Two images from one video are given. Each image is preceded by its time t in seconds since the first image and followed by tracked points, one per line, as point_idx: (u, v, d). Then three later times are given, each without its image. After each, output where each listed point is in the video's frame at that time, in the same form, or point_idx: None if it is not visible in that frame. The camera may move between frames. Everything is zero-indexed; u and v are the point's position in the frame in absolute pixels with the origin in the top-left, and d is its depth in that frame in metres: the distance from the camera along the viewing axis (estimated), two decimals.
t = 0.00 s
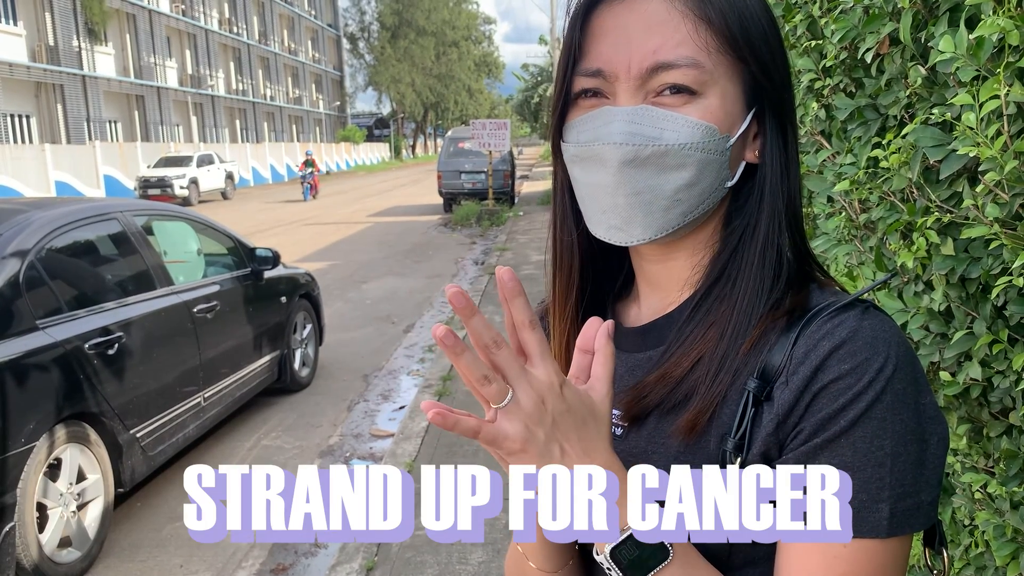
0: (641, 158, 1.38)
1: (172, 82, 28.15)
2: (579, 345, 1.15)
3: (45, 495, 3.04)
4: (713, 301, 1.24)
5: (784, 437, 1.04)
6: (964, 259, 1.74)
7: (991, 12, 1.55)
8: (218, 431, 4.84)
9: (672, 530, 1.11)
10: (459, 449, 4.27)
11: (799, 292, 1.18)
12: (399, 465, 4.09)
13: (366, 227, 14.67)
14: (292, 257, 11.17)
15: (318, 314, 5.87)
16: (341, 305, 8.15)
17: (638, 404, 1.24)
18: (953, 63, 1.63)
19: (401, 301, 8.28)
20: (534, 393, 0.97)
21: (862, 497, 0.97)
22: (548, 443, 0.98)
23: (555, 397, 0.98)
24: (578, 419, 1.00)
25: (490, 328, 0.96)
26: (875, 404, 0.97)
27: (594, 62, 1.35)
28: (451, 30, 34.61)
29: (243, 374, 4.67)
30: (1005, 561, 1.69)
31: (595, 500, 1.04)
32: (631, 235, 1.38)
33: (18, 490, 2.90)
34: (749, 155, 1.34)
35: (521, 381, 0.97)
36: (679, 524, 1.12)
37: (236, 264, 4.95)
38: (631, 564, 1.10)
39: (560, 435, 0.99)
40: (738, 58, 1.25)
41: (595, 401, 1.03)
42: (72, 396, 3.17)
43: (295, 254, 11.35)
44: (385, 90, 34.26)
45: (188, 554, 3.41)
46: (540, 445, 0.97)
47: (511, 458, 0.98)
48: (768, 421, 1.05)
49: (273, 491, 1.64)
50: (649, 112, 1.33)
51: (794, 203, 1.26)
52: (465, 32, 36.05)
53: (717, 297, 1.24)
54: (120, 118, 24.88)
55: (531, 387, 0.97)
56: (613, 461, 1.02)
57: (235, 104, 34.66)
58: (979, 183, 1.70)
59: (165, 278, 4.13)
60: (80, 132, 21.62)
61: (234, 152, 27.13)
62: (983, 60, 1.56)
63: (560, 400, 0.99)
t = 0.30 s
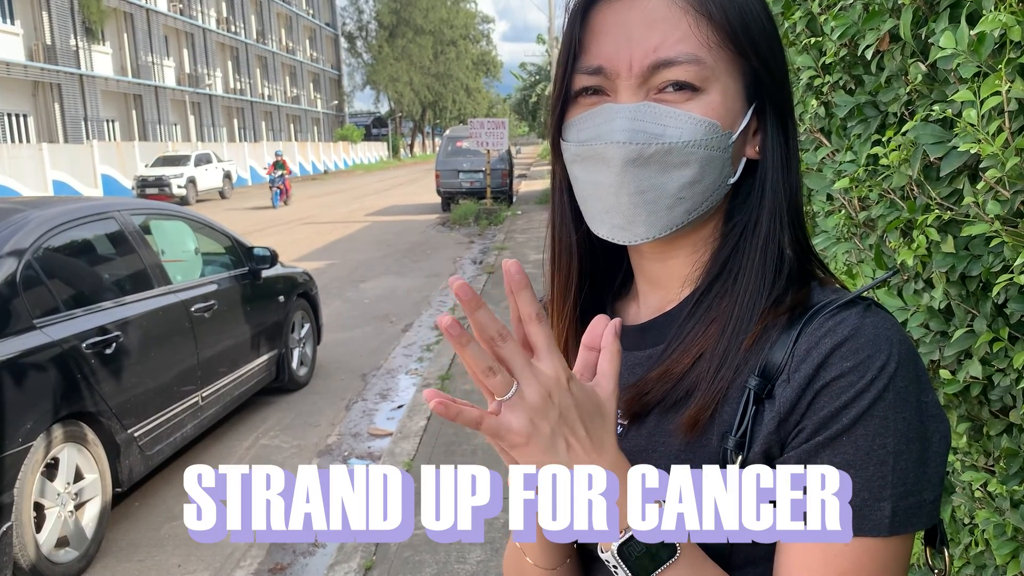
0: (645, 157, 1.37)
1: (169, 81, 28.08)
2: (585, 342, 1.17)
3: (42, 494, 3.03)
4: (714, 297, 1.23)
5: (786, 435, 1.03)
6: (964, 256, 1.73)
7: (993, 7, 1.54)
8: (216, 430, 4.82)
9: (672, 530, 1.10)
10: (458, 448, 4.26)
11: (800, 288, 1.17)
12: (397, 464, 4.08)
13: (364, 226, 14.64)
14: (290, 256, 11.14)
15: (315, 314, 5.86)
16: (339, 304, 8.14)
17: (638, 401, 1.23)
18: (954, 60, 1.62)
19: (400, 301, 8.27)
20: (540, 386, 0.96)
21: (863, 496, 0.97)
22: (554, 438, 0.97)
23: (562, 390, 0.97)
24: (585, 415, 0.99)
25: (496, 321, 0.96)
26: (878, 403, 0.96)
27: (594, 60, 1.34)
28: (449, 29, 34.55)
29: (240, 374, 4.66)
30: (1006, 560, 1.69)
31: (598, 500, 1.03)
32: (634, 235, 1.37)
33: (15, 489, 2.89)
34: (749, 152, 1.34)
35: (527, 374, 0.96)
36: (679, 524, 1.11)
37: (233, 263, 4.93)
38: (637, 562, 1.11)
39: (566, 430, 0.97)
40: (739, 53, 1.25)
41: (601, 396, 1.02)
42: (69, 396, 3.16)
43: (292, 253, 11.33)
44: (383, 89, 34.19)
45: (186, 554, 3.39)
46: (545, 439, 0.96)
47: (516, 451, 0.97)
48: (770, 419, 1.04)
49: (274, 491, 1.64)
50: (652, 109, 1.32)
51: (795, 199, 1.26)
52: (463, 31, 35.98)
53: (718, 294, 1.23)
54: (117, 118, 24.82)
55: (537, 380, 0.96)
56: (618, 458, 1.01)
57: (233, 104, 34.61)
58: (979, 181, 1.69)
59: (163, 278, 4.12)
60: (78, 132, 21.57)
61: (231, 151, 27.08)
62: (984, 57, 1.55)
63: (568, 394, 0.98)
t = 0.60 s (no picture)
0: (654, 159, 1.37)
1: (167, 83, 28.07)
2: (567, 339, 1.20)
3: (39, 497, 3.02)
4: (714, 297, 1.23)
5: (786, 438, 1.04)
6: (963, 258, 1.73)
7: (990, 9, 1.55)
8: (214, 432, 4.82)
9: (672, 530, 1.06)
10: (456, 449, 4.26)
11: (799, 289, 1.17)
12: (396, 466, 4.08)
13: (362, 227, 14.64)
14: (288, 258, 11.14)
15: (314, 315, 5.86)
16: (337, 306, 8.14)
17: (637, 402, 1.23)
18: (952, 61, 1.63)
19: (398, 302, 8.27)
20: (570, 420, 0.96)
21: (864, 499, 0.97)
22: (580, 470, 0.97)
23: (593, 422, 0.97)
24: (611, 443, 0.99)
25: (531, 359, 0.92)
26: (877, 406, 0.96)
27: (598, 62, 1.33)
28: (447, 31, 34.55)
29: (239, 375, 4.65)
30: (1005, 561, 1.69)
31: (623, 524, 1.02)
32: (642, 237, 1.37)
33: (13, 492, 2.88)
34: (747, 153, 1.34)
35: (558, 410, 0.95)
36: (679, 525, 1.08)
37: (231, 265, 4.93)
38: None
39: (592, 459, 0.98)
40: (741, 56, 1.25)
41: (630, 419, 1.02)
42: (67, 398, 3.15)
43: (290, 254, 11.33)
44: (381, 91, 34.19)
45: (184, 556, 3.39)
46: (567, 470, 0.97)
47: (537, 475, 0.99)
48: (769, 422, 1.04)
49: (273, 491, 1.64)
50: (660, 112, 1.31)
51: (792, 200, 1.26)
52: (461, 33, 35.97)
53: (716, 296, 1.23)
54: (115, 119, 24.82)
55: (566, 415, 0.96)
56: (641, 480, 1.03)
57: (231, 105, 34.62)
58: (978, 182, 1.70)
59: (161, 279, 4.11)
60: (75, 133, 21.55)
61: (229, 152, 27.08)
62: (983, 58, 1.56)
63: (598, 423, 0.98)
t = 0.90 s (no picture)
0: (642, 168, 1.38)
1: (167, 88, 28.11)
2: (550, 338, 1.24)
3: (39, 503, 3.01)
4: (712, 305, 1.23)
5: (786, 447, 1.03)
6: (964, 263, 1.73)
7: (991, 15, 1.55)
8: (214, 437, 4.80)
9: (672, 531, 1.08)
10: (456, 455, 4.25)
11: (797, 297, 1.17)
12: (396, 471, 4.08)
13: (362, 233, 14.63)
14: (288, 263, 11.14)
15: (314, 320, 5.85)
16: (337, 311, 8.14)
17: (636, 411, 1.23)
18: (953, 66, 1.63)
19: (398, 307, 8.27)
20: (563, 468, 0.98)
21: (864, 508, 0.97)
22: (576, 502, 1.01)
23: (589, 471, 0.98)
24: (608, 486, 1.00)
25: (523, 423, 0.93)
26: (876, 415, 0.96)
27: (589, 71, 1.34)
28: (446, 36, 34.62)
29: (238, 381, 4.65)
30: (1007, 567, 1.68)
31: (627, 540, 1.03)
32: (630, 246, 1.38)
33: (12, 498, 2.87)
34: (743, 161, 1.34)
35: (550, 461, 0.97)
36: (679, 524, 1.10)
37: (231, 270, 4.92)
38: None
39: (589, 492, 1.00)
40: (734, 65, 1.24)
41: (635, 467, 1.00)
42: (66, 404, 3.14)
43: (290, 259, 11.32)
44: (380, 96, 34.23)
45: (183, 562, 3.37)
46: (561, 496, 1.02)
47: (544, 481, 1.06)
48: (768, 430, 1.04)
49: (274, 491, 1.64)
50: (649, 122, 1.31)
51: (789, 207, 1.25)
52: (460, 38, 36.04)
53: (713, 305, 1.23)
54: (115, 125, 24.84)
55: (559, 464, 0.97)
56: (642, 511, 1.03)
57: (231, 111, 34.67)
58: (979, 187, 1.70)
59: (160, 285, 4.11)
60: (75, 139, 21.57)
61: (230, 158, 27.10)
62: (983, 63, 1.56)
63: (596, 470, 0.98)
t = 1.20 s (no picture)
0: (624, 178, 1.39)
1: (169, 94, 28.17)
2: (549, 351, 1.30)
3: (40, 509, 3.01)
4: (711, 313, 1.23)
5: (787, 454, 1.03)
6: (966, 269, 1.73)
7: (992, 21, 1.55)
8: (215, 443, 4.80)
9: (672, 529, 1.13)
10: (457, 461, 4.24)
11: (795, 304, 1.17)
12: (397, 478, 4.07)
13: (363, 239, 14.63)
14: (289, 269, 11.14)
15: (315, 326, 5.85)
16: (339, 317, 8.13)
17: (637, 420, 1.22)
18: (954, 72, 1.63)
19: (399, 313, 8.26)
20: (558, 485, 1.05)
21: (865, 515, 0.96)
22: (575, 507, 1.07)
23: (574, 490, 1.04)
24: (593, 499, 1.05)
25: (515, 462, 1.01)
26: (877, 422, 0.96)
27: (574, 81, 1.35)
28: (448, 42, 34.69)
29: (240, 386, 4.65)
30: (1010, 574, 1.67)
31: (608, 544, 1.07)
32: (615, 254, 1.40)
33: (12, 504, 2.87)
34: (735, 168, 1.34)
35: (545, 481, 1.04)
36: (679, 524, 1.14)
37: (232, 276, 4.93)
38: None
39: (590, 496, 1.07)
40: (722, 75, 1.23)
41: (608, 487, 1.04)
42: (67, 410, 3.14)
43: (292, 265, 11.33)
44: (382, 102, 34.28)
45: (184, 568, 3.37)
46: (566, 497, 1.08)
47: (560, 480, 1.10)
48: (768, 438, 1.04)
49: (274, 491, 1.63)
50: (631, 133, 1.33)
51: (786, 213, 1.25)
52: (462, 45, 36.12)
53: (712, 313, 1.23)
54: (116, 131, 24.89)
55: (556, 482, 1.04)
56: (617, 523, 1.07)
57: (232, 117, 34.74)
58: (980, 194, 1.70)
59: (162, 291, 4.11)
60: (77, 145, 21.60)
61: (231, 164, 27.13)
62: (984, 70, 1.56)
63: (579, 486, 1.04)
